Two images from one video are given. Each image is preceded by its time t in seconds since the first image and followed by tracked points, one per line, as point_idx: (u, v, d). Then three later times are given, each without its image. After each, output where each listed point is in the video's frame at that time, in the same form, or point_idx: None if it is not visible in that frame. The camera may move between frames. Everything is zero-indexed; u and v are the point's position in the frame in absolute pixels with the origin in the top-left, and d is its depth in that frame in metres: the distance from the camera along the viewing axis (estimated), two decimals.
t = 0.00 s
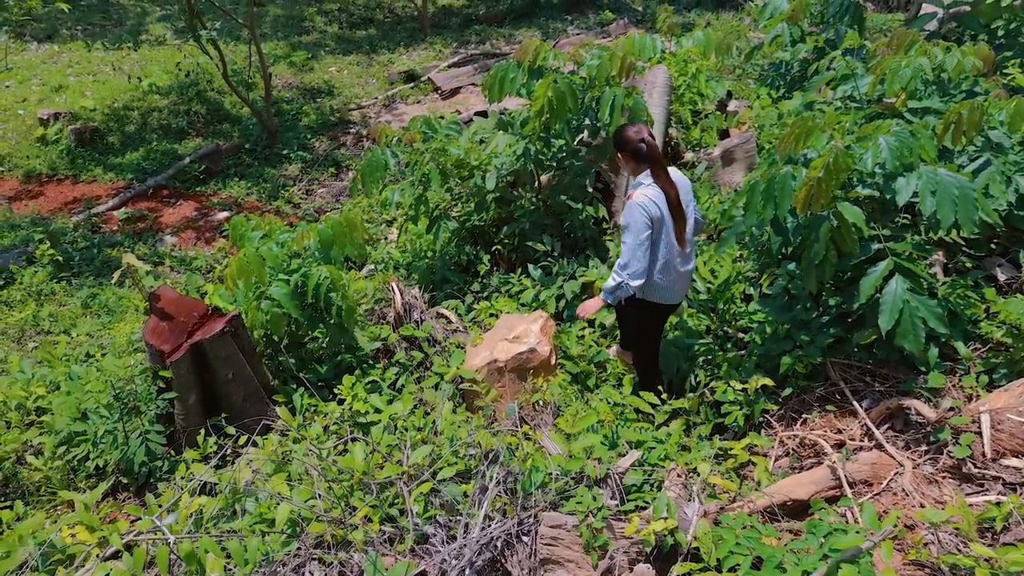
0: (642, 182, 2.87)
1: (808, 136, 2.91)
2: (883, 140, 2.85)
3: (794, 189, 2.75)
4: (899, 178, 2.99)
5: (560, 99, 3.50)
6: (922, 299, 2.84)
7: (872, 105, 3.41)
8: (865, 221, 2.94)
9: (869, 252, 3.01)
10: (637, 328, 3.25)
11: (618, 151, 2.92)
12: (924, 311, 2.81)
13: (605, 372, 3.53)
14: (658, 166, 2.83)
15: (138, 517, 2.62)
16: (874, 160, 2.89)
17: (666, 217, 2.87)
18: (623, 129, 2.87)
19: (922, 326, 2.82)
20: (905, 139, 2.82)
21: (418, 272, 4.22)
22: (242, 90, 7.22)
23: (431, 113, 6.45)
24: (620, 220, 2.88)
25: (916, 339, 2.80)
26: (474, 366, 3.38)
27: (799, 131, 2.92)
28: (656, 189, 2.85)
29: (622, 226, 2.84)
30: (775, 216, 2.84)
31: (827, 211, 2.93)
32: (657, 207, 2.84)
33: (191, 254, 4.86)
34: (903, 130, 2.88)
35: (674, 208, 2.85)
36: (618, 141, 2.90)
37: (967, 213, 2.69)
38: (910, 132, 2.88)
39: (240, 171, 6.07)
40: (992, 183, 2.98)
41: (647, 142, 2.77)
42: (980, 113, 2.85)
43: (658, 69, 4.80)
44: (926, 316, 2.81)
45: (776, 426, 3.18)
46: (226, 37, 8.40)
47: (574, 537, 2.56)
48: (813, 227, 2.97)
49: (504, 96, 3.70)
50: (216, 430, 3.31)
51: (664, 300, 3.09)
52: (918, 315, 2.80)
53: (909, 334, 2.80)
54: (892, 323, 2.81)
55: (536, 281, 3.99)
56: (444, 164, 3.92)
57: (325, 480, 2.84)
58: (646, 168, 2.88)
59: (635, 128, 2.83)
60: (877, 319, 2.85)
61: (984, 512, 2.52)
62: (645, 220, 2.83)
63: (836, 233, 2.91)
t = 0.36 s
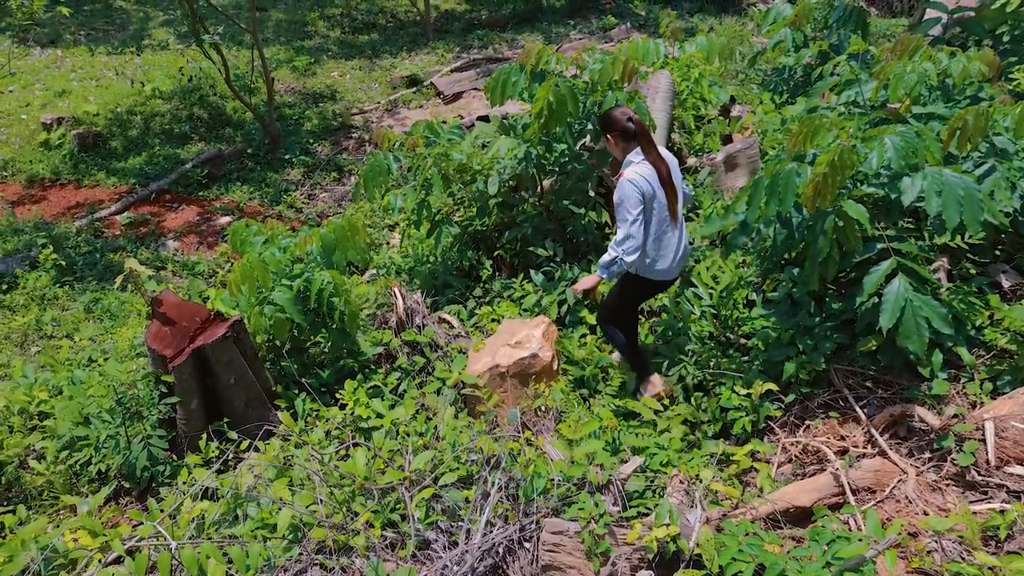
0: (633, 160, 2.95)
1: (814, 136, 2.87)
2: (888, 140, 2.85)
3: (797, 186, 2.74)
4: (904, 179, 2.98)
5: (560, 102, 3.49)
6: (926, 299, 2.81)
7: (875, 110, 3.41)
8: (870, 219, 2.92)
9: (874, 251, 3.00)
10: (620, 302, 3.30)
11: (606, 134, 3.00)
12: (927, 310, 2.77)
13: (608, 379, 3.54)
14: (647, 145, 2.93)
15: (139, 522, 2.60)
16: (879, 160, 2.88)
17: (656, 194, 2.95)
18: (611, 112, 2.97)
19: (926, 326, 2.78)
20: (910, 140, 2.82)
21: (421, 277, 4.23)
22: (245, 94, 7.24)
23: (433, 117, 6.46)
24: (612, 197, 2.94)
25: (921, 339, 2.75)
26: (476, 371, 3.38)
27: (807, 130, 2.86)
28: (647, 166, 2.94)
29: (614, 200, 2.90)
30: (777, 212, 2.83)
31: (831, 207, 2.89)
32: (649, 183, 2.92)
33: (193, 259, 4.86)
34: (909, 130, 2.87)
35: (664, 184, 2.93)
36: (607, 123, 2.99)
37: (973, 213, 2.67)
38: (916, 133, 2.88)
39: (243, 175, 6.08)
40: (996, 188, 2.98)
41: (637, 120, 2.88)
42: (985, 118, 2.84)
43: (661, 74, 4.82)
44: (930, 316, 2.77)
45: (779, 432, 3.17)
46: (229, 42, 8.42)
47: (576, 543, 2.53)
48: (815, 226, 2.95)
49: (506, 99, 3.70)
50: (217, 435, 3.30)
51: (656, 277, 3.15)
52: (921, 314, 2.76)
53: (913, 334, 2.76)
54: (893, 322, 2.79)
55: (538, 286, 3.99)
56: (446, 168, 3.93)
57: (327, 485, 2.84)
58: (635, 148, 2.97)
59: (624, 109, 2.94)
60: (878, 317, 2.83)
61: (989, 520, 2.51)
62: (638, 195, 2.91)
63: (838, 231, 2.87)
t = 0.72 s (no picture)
0: (623, 158, 2.99)
1: (817, 142, 2.87)
2: (891, 145, 2.85)
3: (803, 193, 2.74)
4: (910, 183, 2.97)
5: (561, 104, 3.49)
6: (938, 303, 2.80)
7: (877, 113, 3.41)
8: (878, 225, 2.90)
9: (881, 257, 2.94)
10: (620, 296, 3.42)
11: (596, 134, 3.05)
12: (942, 314, 2.76)
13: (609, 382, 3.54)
14: (637, 142, 2.98)
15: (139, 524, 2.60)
16: (883, 165, 2.88)
17: (647, 190, 3.00)
18: (599, 111, 3.02)
19: (941, 330, 2.76)
20: (913, 144, 2.83)
21: (422, 279, 4.23)
22: (246, 96, 7.25)
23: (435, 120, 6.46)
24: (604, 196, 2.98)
25: (937, 344, 2.73)
26: (477, 374, 3.38)
27: (810, 137, 2.87)
28: (636, 164, 2.98)
29: (607, 199, 2.94)
30: (783, 220, 2.82)
31: (837, 215, 2.89)
32: (639, 180, 2.96)
33: (194, 260, 4.87)
34: (912, 135, 2.88)
35: (654, 180, 2.97)
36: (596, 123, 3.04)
37: (979, 216, 2.68)
38: (919, 138, 2.89)
39: (245, 176, 6.08)
40: (999, 192, 2.97)
41: (625, 118, 2.93)
42: (989, 121, 2.83)
43: (664, 77, 4.83)
44: (943, 320, 2.76)
45: (781, 436, 3.17)
46: (230, 43, 8.43)
47: (577, 547, 2.50)
48: (820, 232, 2.94)
49: (507, 101, 3.70)
50: (218, 437, 3.30)
51: (646, 269, 3.23)
52: (936, 319, 2.75)
53: (928, 338, 2.74)
54: (908, 329, 2.77)
55: (539, 289, 3.99)
56: (448, 170, 3.93)
57: (328, 487, 2.84)
58: (624, 146, 3.02)
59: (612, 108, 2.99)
60: (893, 325, 2.82)
61: (990, 525, 2.50)
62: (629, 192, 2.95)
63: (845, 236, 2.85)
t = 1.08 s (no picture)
0: (606, 159, 3.02)
1: (820, 151, 2.85)
2: (895, 153, 2.84)
3: (810, 205, 2.74)
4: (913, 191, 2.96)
5: (563, 105, 3.48)
6: (940, 312, 2.80)
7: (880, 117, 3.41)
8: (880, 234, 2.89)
9: (884, 267, 2.97)
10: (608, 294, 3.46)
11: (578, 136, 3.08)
12: (944, 323, 2.76)
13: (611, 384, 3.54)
14: (619, 142, 3.01)
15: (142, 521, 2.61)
16: (887, 173, 2.87)
17: (631, 189, 3.03)
18: (580, 114, 3.05)
19: (943, 340, 2.76)
20: (917, 152, 2.82)
21: (425, 279, 4.24)
22: (250, 95, 7.26)
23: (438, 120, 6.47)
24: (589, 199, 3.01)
25: (939, 353, 2.72)
26: (479, 374, 3.39)
27: (811, 145, 2.85)
28: (619, 165, 3.01)
29: (592, 202, 2.97)
30: (793, 233, 2.81)
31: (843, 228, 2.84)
32: (623, 180, 2.99)
33: (198, 259, 4.88)
34: (916, 142, 2.87)
35: (637, 180, 3.00)
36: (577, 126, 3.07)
37: (982, 226, 2.67)
38: (923, 145, 2.87)
39: (248, 175, 6.09)
40: (1002, 197, 2.97)
41: (606, 121, 2.95)
42: (993, 126, 2.82)
43: (667, 78, 4.84)
44: (946, 329, 2.76)
45: (782, 438, 3.16)
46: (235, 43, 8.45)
47: (578, 547, 2.50)
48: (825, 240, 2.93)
49: (510, 102, 3.71)
50: (219, 435, 3.31)
51: (632, 265, 3.28)
52: (938, 327, 2.75)
53: (931, 347, 2.73)
54: (911, 338, 2.76)
55: (541, 289, 4.00)
56: (451, 171, 3.94)
57: (329, 486, 2.84)
58: (607, 147, 3.05)
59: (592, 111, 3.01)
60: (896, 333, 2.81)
61: (992, 529, 2.49)
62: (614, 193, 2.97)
63: (852, 248, 2.83)
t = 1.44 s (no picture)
0: (598, 164, 3.02)
1: (823, 147, 2.87)
2: (899, 151, 2.84)
3: (811, 201, 2.74)
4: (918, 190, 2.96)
5: (567, 104, 3.48)
6: (938, 312, 2.78)
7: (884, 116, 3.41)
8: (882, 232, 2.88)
9: (885, 264, 2.99)
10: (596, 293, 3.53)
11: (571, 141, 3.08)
12: (942, 324, 2.73)
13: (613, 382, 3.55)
14: (611, 148, 3.01)
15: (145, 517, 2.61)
16: (891, 171, 2.87)
17: (623, 194, 3.04)
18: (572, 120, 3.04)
19: (939, 340, 2.73)
20: (921, 151, 2.82)
21: (428, 278, 4.25)
22: (253, 93, 7.27)
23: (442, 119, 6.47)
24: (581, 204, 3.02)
25: (933, 353, 2.71)
26: (482, 372, 3.40)
27: (816, 140, 2.87)
28: (611, 170, 3.01)
29: (585, 207, 2.99)
30: (791, 227, 2.81)
31: (845, 224, 2.85)
32: (615, 186, 3.00)
33: (201, 257, 4.89)
34: (921, 140, 2.87)
35: (629, 185, 3.00)
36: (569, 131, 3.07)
37: (985, 224, 2.65)
38: (927, 144, 2.87)
39: (252, 174, 6.09)
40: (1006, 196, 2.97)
41: (599, 128, 2.95)
42: (997, 125, 2.81)
43: (670, 78, 4.84)
44: (942, 330, 2.73)
45: (784, 438, 3.16)
46: (239, 41, 8.46)
47: (580, 545, 2.52)
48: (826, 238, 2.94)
49: (514, 101, 3.71)
50: (222, 433, 3.31)
51: (623, 264, 3.32)
52: (935, 327, 2.72)
53: (925, 347, 2.72)
54: (907, 335, 2.75)
55: (544, 288, 4.04)
56: (453, 170, 3.95)
57: (331, 484, 2.85)
58: (599, 151, 3.05)
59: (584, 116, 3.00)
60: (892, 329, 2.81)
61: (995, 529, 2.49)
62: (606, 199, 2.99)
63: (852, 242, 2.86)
